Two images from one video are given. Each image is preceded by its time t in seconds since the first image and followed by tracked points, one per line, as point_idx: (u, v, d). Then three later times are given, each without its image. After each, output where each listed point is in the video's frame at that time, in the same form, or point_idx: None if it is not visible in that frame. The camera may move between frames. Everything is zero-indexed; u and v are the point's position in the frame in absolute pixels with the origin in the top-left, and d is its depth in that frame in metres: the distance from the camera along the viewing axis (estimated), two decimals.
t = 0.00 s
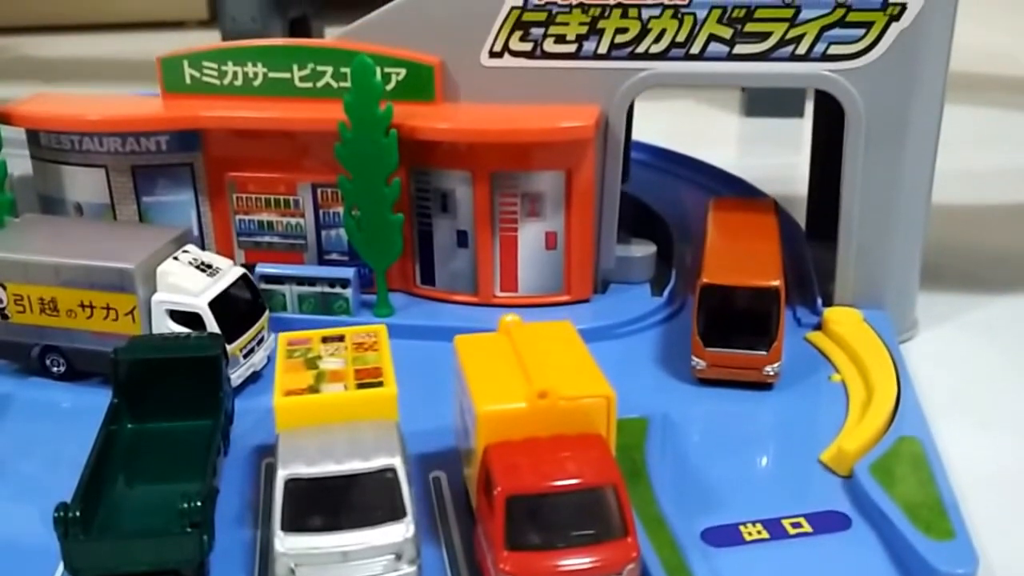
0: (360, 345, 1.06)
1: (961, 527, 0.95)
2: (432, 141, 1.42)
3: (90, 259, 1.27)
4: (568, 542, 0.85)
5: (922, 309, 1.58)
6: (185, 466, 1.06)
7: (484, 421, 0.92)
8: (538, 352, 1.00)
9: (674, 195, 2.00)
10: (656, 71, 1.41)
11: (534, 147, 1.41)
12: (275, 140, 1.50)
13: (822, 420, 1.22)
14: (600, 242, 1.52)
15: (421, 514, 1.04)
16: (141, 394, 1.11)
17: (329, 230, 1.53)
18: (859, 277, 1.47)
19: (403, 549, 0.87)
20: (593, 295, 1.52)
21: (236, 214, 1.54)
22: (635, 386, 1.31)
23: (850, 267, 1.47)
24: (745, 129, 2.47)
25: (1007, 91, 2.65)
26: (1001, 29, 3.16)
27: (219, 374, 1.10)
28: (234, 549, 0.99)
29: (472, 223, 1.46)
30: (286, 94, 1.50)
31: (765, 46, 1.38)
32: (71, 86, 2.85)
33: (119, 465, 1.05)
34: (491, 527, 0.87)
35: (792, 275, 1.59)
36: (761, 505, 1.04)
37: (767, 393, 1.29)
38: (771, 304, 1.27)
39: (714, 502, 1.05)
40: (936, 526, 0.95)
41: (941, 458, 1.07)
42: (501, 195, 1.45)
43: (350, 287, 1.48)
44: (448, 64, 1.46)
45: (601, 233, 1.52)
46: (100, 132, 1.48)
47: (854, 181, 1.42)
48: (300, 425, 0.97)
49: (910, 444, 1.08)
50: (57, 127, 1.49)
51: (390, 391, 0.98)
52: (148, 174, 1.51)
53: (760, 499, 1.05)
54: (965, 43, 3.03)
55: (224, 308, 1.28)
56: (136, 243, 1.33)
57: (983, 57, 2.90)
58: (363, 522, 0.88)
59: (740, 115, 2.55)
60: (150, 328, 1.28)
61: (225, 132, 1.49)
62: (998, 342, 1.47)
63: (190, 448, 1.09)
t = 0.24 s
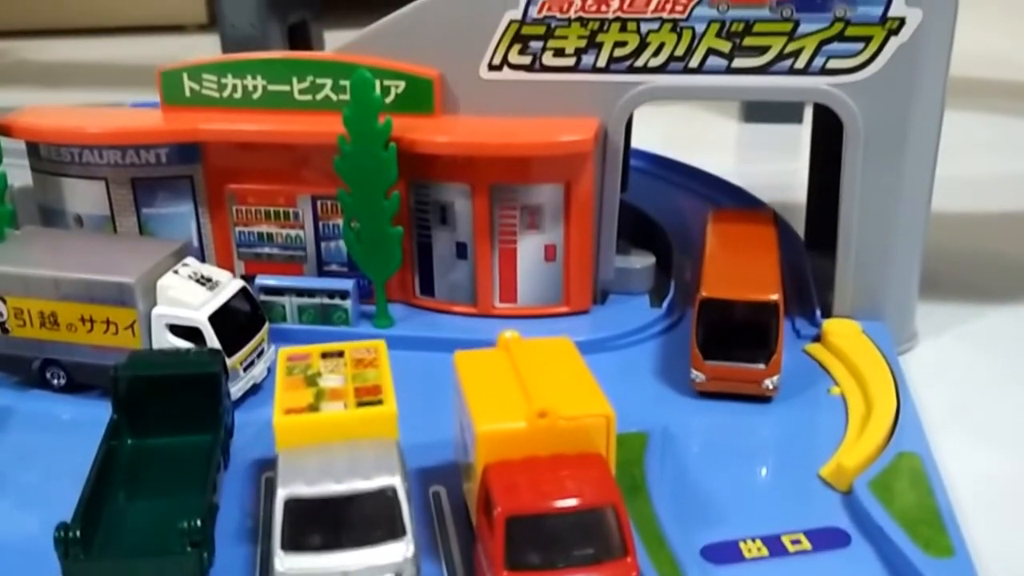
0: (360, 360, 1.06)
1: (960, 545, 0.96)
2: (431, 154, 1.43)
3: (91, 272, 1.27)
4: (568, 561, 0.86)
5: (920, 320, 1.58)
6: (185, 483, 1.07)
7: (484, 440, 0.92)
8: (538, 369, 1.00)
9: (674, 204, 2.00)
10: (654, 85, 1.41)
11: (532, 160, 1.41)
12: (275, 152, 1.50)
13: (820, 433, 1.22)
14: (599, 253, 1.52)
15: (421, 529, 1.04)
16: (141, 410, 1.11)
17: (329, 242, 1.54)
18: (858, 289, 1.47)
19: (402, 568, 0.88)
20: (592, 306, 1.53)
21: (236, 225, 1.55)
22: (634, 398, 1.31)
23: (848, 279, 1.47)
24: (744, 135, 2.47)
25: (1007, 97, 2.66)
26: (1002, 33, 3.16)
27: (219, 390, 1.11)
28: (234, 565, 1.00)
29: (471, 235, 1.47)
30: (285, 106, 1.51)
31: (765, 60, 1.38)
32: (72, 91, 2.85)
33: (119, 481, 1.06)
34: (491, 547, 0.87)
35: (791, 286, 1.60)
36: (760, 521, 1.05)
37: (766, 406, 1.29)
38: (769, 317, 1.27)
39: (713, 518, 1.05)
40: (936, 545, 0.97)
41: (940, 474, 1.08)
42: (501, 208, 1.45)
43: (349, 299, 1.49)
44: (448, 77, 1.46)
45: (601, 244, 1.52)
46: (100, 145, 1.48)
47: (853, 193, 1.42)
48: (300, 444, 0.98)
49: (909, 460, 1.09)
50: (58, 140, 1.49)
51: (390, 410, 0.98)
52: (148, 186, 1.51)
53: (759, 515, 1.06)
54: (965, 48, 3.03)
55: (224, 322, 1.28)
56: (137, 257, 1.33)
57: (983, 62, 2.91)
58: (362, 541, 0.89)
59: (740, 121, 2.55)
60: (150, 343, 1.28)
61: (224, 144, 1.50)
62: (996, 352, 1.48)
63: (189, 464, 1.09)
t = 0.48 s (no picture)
0: (360, 378, 1.07)
1: (960, 563, 0.98)
2: (430, 168, 1.43)
3: (90, 287, 1.28)
4: None
5: (919, 330, 1.59)
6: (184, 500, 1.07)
7: (484, 461, 0.93)
8: (538, 387, 1.01)
9: (672, 211, 2.00)
10: (652, 97, 1.41)
11: (531, 173, 1.41)
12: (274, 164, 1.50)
13: (819, 447, 1.22)
14: (598, 264, 1.53)
15: (421, 546, 1.05)
16: (140, 428, 1.12)
17: (328, 253, 1.54)
18: (856, 300, 1.47)
19: None
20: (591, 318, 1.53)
21: (235, 237, 1.55)
22: (633, 412, 1.31)
23: (847, 291, 1.47)
24: (743, 140, 2.47)
25: (1006, 100, 2.66)
26: (1001, 36, 3.16)
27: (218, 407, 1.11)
28: None
29: (469, 247, 1.47)
30: (284, 118, 1.51)
31: (764, 73, 1.38)
32: (70, 95, 2.85)
33: (119, 499, 1.06)
34: (491, 568, 0.88)
35: (789, 296, 1.60)
36: (760, 538, 1.06)
37: (765, 420, 1.29)
38: (768, 331, 1.27)
39: (713, 534, 1.06)
40: (936, 562, 0.98)
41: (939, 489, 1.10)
42: (500, 220, 1.45)
43: (349, 310, 1.49)
44: (446, 89, 1.47)
45: (599, 255, 1.52)
46: (99, 158, 1.48)
47: (851, 206, 1.42)
48: (301, 464, 0.98)
49: (909, 475, 1.11)
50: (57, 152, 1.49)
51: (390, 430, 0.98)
52: (148, 198, 1.52)
53: (758, 533, 1.06)
54: (964, 50, 3.03)
55: (224, 336, 1.28)
56: (136, 270, 1.33)
57: (982, 65, 2.91)
58: (363, 562, 0.90)
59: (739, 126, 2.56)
60: (149, 357, 1.28)
61: (224, 157, 1.50)
62: (995, 364, 1.48)
63: (189, 481, 1.10)
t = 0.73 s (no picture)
0: (359, 395, 1.07)
1: None
2: (430, 182, 1.43)
3: (90, 301, 1.28)
4: None
5: (918, 342, 1.59)
6: (184, 516, 1.07)
7: (484, 480, 0.93)
8: (538, 406, 1.01)
9: (671, 220, 2.00)
10: (650, 111, 1.41)
11: (530, 187, 1.41)
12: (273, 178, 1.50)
13: (818, 463, 1.22)
14: (597, 277, 1.53)
15: (420, 564, 1.05)
16: (140, 445, 1.12)
17: (327, 265, 1.54)
18: (855, 313, 1.48)
19: None
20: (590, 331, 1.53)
21: (234, 249, 1.55)
22: (632, 426, 1.31)
23: (845, 304, 1.47)
24: (742, 149, 2.47)
25: (1005, 109, 2.66)
26: (1000, 45, 3.16)
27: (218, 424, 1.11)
28: None
29: (468, 259, 1.47)
30: (283, 131, 1.51)
31: (762, 86, 1.38)
32: (69, 102, 2.85)
33: (119, 516, 1.06)
34: None
35: (788, 308, 1.60)
36: (759, 556, 1.06)
37: (764, 434, 1.29)
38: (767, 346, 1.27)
39: (712, 552, 1.07)
40: None
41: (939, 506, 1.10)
42: (498, 233, 1.45)
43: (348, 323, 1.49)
44: (446, 102, 1.47)
45: (598, 268, 1.52)
46: (99, 170, 1.48)
47: (850, 219, 1.43)
48: (299, 484, 0.98)
49: (909, 492, 1.11)
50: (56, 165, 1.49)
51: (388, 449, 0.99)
52: (147, 211, 1.52)
53: (757, 551, 1.07)
54: (963, 59, 3.04)
55: (223, 350, 1.28)
56: (136, 284, 1.33)
57: (981, 75, 2.91)
58: None
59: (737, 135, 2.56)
60: (149, 371, 1.28)
61: (222, 170, 1.50)
62: (994, 377, 1.48)
63: (189, 497, 1.10)
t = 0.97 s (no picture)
0: (358, 413, 1.08)
1: None
2: (428, 195, 1.43)
3: (89, 316, 1.28)
4: None
5: (918, 353, 1.59)
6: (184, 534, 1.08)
7: (483, 502, 0.93)
8: (538, 426, 1.02)
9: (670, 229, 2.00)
10: (648, 124, 1.41)
11: (529, 200, 1.41)
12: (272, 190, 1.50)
13: (815, 478, 1.23)
14: (596, 289, 1.53)
15: None
16: (139, 462, 1.12)
17: (326, 277, 1.54)
18: (853, 325, 1.48)
19: None
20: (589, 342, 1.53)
21: (234, 261, 1.55)
22: (630, 440, 1.32)
23: (843, 316, 1.47)
24: (741, 156, 2.47)
25: (1004, 115, 2.66)
26: (1000, 50, 3.16)
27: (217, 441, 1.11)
28: None
29: (467, 272, 1.47)
30: (282, 143, 1.51)
31: (760, 100, 1.38)
32: (69, 107, 2.86)
33: (118, 534, 1.07)
34: None
35: (786, 319, 1.60)
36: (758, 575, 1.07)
37: (762, 448, 1.29)
38: (766, 360, 1.27)
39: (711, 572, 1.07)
40: None
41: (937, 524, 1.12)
42: (497, 246, 1.45)
43: (347, 336, 1.49)
44: (444, 115, 1.47)
45: (597, 280, 1.52)
46: (97, 183, 1.48)
47: (848, 232, 1.43)
48: (299, 504, 0.99)
49: (907, 509, 1.13)
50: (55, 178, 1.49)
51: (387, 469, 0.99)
52: (146, 222, 1.52)
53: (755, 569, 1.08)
54: (962, 65, 3.03)
55: (222, 365, 1.28)
56: (136, 298, 1.34)
57: (980, 81, 2.91)
58: None
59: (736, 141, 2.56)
60: (148, 386, 1.28)
61: (221, 182, 1.50)
62: (993, 389, 1.48)
63: (188, 515, 1.10)
